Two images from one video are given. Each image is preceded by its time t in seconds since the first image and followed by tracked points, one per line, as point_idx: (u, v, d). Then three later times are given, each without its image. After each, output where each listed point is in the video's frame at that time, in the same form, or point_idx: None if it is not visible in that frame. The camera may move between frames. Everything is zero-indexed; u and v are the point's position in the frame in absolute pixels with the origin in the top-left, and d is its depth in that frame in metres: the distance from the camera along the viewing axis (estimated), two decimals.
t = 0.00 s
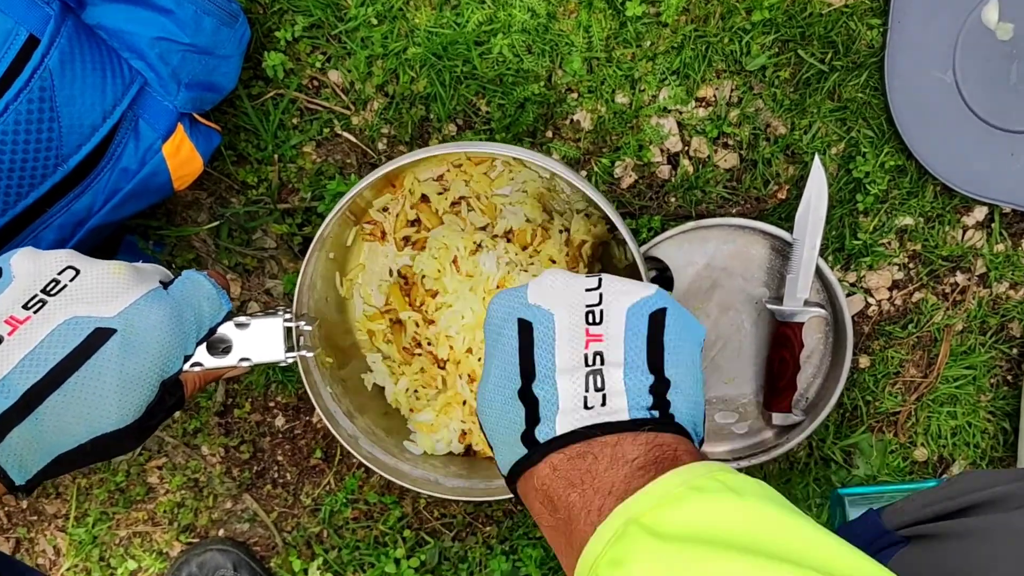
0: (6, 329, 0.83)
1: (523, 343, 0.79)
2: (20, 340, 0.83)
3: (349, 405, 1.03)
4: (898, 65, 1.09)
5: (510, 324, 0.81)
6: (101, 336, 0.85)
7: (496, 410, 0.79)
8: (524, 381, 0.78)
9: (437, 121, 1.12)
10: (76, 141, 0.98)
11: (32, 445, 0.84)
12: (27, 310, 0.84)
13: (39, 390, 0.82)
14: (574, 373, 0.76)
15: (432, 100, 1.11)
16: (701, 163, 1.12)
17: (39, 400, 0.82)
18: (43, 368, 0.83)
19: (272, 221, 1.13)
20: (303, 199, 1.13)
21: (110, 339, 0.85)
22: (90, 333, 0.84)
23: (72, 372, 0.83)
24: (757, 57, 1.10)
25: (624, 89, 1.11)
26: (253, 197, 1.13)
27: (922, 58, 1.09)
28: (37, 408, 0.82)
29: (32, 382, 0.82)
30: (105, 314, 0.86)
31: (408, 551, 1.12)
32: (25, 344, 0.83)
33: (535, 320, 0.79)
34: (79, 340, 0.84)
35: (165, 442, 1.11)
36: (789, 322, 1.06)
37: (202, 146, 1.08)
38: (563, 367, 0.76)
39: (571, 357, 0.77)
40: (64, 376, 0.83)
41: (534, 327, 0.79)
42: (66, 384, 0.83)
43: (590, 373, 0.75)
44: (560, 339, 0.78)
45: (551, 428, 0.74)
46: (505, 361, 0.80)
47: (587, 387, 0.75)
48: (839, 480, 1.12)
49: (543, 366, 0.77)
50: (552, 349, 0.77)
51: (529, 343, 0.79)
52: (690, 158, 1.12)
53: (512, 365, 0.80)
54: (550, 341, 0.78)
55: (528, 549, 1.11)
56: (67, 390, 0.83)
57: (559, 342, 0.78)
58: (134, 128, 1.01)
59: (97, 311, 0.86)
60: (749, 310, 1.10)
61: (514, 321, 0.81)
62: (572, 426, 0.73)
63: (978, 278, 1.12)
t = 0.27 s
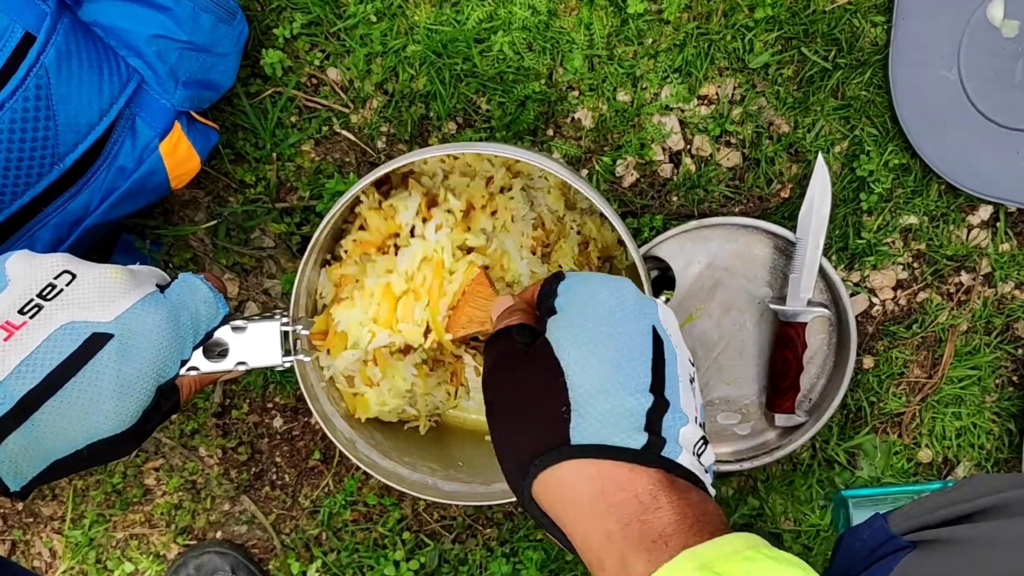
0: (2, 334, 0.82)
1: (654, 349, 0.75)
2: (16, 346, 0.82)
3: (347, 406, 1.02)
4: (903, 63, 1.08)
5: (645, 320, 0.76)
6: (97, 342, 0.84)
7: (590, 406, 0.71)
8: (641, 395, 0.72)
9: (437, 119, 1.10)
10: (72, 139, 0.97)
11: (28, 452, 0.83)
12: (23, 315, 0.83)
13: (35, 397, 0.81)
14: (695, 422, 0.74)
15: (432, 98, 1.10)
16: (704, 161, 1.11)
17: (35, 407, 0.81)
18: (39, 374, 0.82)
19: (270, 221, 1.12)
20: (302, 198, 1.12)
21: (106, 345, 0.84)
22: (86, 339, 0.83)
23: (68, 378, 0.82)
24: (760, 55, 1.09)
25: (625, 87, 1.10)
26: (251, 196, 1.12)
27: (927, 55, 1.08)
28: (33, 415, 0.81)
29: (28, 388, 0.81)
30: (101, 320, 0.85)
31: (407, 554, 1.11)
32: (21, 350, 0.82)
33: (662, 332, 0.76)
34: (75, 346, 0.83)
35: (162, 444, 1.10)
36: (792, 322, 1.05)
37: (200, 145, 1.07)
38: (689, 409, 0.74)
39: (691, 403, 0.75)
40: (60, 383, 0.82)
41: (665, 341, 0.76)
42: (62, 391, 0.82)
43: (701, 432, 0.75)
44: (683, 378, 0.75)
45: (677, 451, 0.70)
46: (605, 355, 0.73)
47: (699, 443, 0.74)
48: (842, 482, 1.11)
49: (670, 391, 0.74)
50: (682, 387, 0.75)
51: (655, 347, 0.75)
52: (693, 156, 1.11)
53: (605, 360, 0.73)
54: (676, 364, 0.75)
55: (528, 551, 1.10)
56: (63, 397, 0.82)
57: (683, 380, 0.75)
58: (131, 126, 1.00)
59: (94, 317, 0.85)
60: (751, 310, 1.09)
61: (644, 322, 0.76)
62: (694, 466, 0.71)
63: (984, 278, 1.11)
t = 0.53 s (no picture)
0: None
1: (517, 355, 0.75)
2: (14, 346, 0.81)
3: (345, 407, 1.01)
4: (907, 60, 1.07)
5: (487, 332, 0.76)
6: (96, 342, 0.83)
7: (511, 430, 0.75)
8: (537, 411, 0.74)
9: (436, 117, 1.09)
10: (68, 138, 0.96)
11: (25, 454, 0.82)
12: (20, 315, 0.82)
13: (33, 398, 0.80)
14: (583, 402, 0.73)
15: (432, 96, 1.09)
16: (706, 160, 1.10)
17: (32, 408, 0.80)
18: (36, 375, 0.80)
19: (268, 220, 1.11)
20: (300, 197, 1.11)
21: (105, 345, 0.83)
22: (85, 339, 0.82)
23: (66, 379, 0.81)
24: (762, 52, 1.08)
25: (627, 85, 1.09)
26: (248, 194, 1.11)
27: (931, 53, 1.07)
28: (30, 416, 0.80)
29: (26, 389, 0.80)
30: (99, 320, 0.84)
31: (407, 556, 1.10)
32: (19, 351, 0.81)
33: (523, 329, 0.75)
34: (74, 346, 0.82)
35: (159, 445, 1.09)
36: (795, 323, 1.03)
37: (197, 143, 1.06)
38: (571, 396, 0.73)
39: (575, 384, 0.73)
40: (59, 384, 0.81)
41: (523, 338, 0.75)
42: (60, 392, 0.81)
43: (598, 402, 0.73)
44: (558, 355, 0.74)
45: (566, 459, 0.73)
46: (496, 368, 0.76)
47: (597, 417, 0.73)
48: (846, 484, 1.10)
49: (547, 393, 0.74)
50: (558, 377, 0.74)
51: (521, 361, 0.75)
52: (695, 155, 1.10)
53: (500, 372, 0.76)
54: (546, 357, 0.74)
55: (529, 554, 1.09)
56: (61, 397, 0.81)
57: (557, 360, 0.74)
58: (127, 124, 0.99)
59: (92, 317, 0.84)
60: (754, 310, 1.08)
61: (500, 332, 0.76)
62: (582, 458, 0.72)
63: (989, 278, 1.10)
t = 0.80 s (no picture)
0: None
1: (512, 423, 0.76)
2: (7, 343, 0.80)
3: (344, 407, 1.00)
4: (911, 57, 1.05)
5: (482, 410, 0.78)
6: (91, 338, 0.82)
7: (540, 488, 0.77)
8: (545, 458, 0.75)
9: (436, 115, 1.08)
10: (64, 136, 0.95)
11: (20, 451, 0.81)
12: (13, 311, 0.81)
13: (26, 395, 0.79)
14: (585, 429, 0.73)
15: (432, 94, 1.08)
16: (708, 158, 1.09)
17: (26, 405, 0.79)
18: (30, 371, 0.80)
19: (266, 219, 1.10)
20: (298, 195, 1.10)
21: (99, 341, 0.82)
22: (79, 335, 0.81)
23: (60, 375, 0.80)
24: (766, 50, 1.07)
25: (628, 82, 1.07)
26: (246, 193, 1.09)
27: (936, 49, 1.05)
28: (23, 412, 0.79)
29: (19, 386, 0.79)
30: (94, 316, 0.83)
31: (406, 559, 1.09)
32: (12, 346, 0.80)
33: (507, 395, 0.76)
34: (68, 342, 0.81)
35: (156, 446, 1.08)
36: (799, 323, 1.02)
37: (194, 141, 1.05)
38: (570, 427, 0.74)
39: (570, 413, 0.74)
40: (52, 380, 0.80)
41: (508, 402, 0.76)
42: (53, 387, 0.80)
43: (598, 419, 0.73)
44: (547, 403, 0.74)
45: (597, 490, 0.72)
46: (505, 442, 0.77)
47: (606, 434, 0.72)
48: (850, 485, 1.08)
49: (552, 438, 0.74)
50: (551, 414, 0.74)
51: (512, 418, 0.76)
52: (697, 153, 1.09)
53: (507, 440, 0.77)
54: (535, 407, 0.75)
55: (529, 556, 1.08)
56: (55, 394, 0.80)
57: (551, 409, 0.74)
58: (124, 122, 0.98)
59: (86, 313, 0.83)
60: (757, 310, 1.07)
61: (486, 411, 0.78)
62: (612, 479, 0.72)
63: (994, 277, 1.09)
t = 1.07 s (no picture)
0: None
1: (455, 334, 0.76)
2: (7, 349, 0.78)
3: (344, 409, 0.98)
4: (915, 54, 1.04)
5: (430, 319, 0.77)
6: (91, 344, 0.80)
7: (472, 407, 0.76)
8: (487, 383, 0.74)
9: (436, 113, 1.07)
10: (60, 134, 0.94)
11: (19, 458, 0.80)
12: (13, 316, 0.79)
13: (26, 403, 0.78)
14: (533, 359, 0.73)
15: (431, 91, 1.07)
16: (711, 157, 1.08)
17: (26, 412, 0.78)
18: (30, 377, 0.78)
19: (264, 218, 1.09)
20: (297, 194, 1.08)
21: (101, 347, 0.80)
22: (80, 341, 0.80)
23: (61, 381, 0.79)
24: (768, 47, 1.06)
25: (630, 80, 1.06)
26: (244, 192, 1.08)
27: (939, 46, 1.04)
28: (24, 420, 0.78)
29: (20, 392, 0.78)
30: (94, 321, 0.81)
31: (405, 561, 1.07)
32: (11, 353, 0.78)
33: (462, 312, 0.75)
34: (68, 348, 0.80)
35: (153, 448, 1.07)
36: (802, 323, 1.01)
37: (191, 139, 1.04)
38: (519, 357, 0.73)
39: (521, 345, 0.74)
40: (53, 388, 0.79)
41: (460, 318, 0.75)
42: (54, 395, 0.79)
43: (547, 355, 0.73)
44: (501, 331, 0.74)
45: (531, 415, 0.72)
46: (447, 360, 0.76)
47: (551, 367, 0.73)
48: (854, 487, 1.07)
49: (496, 361, 0.74)
50: (500, 337, 0.74)
51: (464, 338, 0.75)
52: (699, 152, 1.08)
53: (450, 355, 0.76)
54: (488, 331, 0.74)
55: (530, 559, 1.07)
56: (56, 401, 0.79)
57: (500, 333, 0.74)
58: (121, 121, 0.97)
59: (87, 318, 0.81)
60: (760, 310, 1.06)
61: (434, 319, 0.77)
62: (550, 408, 0.72)
63: (999, 277, 1.07)
